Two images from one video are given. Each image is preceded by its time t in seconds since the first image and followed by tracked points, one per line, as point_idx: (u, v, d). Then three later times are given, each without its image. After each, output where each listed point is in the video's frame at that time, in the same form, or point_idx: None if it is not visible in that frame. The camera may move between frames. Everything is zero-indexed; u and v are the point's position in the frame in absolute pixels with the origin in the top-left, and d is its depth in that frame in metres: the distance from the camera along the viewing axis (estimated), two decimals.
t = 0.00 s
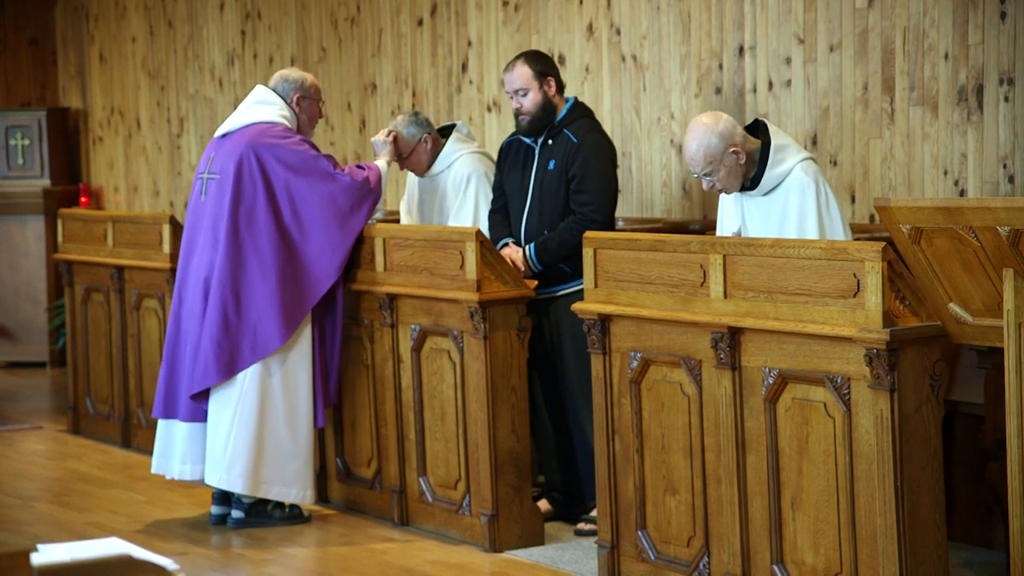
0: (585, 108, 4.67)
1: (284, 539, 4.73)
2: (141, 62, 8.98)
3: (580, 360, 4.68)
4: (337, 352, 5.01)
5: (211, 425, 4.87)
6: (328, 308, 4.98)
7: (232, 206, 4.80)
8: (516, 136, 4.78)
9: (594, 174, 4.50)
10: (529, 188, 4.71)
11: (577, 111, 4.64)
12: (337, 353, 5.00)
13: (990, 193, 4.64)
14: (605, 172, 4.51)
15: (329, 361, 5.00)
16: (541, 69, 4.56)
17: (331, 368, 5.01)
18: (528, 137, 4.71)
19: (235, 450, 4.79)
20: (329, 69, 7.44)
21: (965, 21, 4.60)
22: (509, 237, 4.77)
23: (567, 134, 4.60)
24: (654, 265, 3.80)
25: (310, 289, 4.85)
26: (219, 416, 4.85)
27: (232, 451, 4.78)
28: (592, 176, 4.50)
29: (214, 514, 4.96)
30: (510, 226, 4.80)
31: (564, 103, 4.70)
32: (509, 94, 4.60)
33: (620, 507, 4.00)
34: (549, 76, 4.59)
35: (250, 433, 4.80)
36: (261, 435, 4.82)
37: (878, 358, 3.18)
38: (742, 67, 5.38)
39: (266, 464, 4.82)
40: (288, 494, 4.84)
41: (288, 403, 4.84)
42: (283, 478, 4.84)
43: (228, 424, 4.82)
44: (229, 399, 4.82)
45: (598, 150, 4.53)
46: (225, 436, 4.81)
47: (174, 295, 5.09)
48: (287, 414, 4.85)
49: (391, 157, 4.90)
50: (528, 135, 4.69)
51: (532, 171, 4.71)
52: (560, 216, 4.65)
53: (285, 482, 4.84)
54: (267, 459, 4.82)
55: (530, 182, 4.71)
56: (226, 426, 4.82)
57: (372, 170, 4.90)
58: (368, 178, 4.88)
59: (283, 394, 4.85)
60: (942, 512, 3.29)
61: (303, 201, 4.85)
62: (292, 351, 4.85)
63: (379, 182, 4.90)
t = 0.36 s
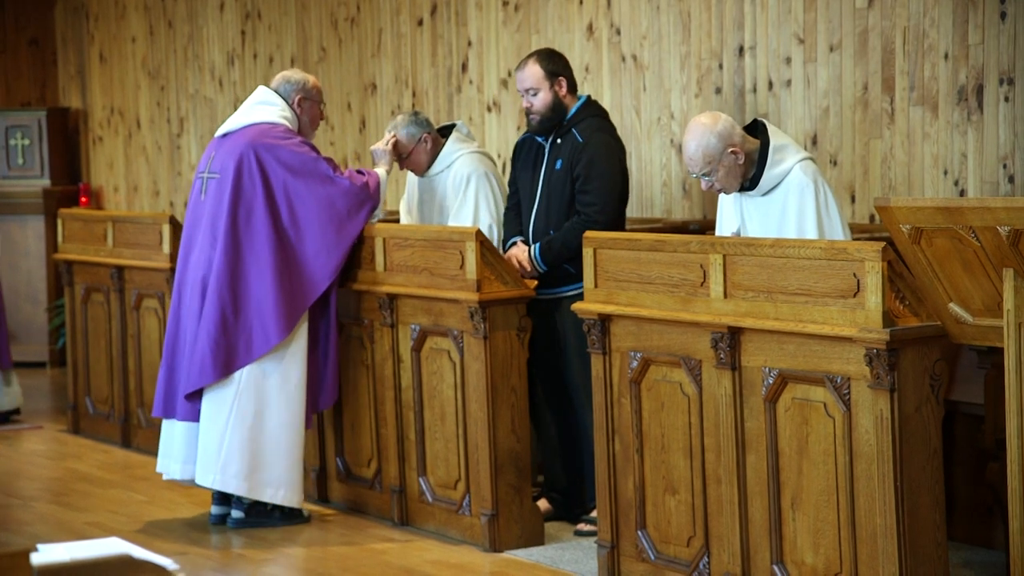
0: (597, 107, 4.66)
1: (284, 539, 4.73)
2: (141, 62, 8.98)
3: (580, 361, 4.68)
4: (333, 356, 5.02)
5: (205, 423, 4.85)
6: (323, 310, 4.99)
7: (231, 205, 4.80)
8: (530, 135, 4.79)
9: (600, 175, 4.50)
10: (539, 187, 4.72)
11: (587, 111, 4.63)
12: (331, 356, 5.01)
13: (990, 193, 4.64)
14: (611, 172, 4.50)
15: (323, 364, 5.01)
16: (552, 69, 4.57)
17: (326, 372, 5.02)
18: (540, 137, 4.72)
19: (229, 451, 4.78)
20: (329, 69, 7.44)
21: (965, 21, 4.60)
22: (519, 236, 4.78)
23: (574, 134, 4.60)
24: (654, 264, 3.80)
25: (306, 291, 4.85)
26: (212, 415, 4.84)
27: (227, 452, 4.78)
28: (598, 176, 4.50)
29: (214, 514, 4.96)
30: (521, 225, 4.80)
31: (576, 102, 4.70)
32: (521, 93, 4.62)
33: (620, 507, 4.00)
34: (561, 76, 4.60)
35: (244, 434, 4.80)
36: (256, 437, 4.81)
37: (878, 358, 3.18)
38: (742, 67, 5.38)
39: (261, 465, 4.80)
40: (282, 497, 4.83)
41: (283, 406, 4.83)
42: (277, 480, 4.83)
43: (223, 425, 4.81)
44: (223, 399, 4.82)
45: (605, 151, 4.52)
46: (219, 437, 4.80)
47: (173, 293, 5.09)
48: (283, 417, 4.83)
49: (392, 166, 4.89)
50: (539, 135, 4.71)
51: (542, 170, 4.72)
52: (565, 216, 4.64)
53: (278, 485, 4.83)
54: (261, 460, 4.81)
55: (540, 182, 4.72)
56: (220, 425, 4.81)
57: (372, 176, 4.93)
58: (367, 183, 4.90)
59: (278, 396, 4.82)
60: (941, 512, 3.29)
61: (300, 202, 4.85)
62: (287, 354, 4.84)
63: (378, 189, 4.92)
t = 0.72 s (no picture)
0: (595, 108, 4.66)
1: (284, 539, 4.73)
2: (141, 63, 8.98)
3: (580, 360, 4.68)
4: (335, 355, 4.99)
5: (205, 423, 4.85)
6: (325, 308, 4.98)
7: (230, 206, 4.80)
8: (529, 137, 4.80)
9: (598, 176, 4.49)
10: (538, 189, 4.73)
11: (584, 112, 4.63)
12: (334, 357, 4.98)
13: (990, 193, 4.64)
14: (608, 174, 4.50)
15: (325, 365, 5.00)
16: (547, 70, 4.57)
17: (327, 372, 5.00)
18: (538, 137, 4.72)
19: (230, 451, 4.79)
20: (329, 69, 7.44)
21: (965, 21, 4.60)
22: (522, 238, 4.78)
23: (572, 136, 4.60)
24: (654, 264, 3.80)
25: (307, 290, 4.85)
26: (212, 415, 4.83)
27: (227, 452, 4.79)
28: (596, 178, 4.49)
29: (214, 514, 4.96)
30: (523, 226, 4.81)
31: (573, 102, 4.69)
32: (518, 94, 4.62)
33: (621, 506, 4.00)
34: (557, 77, 4.60)
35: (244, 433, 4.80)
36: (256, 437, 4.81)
37: (878, 358, 3.18)
38: (742, 67, 5.38)
39: (262, 466, 4.80)
40: (284, 497, 4.84)
41: (283, 406, 4.83)
42: (279, 481, 4.84)
43: (223, 425, 4.81)
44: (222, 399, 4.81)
45: (602, 152, 4.52)
46: (219, 436, 4.81)
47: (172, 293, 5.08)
48: (283, 417, 4.83)
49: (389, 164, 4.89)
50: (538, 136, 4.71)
51: (541, 172, 4.72)
52: (565, 217, 4.64)
53: (281, 485, 4.84)
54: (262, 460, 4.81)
55: (540, 184, 4.72)
56: (220, 426, 4.81)
57: (371, 174, 4.94)
58: (366, 182, 4.90)
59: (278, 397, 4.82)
60: (941, 512, 3.29)
61: (301, 202, 4.85)
62: (287, 354, 4.84)
63: (377, 187, 4.93)
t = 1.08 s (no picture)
0: (588, 109, 4.65)
1: (284, 539, 4.73)
2: (141, 63, 8.98)
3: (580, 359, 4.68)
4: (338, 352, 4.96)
5: (205, 424, 4.84)
6: (327, 307, 4.97)
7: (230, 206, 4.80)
8: (524, 137, 4.79)
9: (592, 179, 4.49)
10: (532, 189, 4.73)
11: (578, 114, 4.63)
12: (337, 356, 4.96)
13: (990, 193, 4.64)
14: (601, 176, 4.50)
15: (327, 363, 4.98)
16: (542, 71, 4.57)
17: (330, 371, 4.97)
18: (533, 138, 4.72)
19: (231, 451, 4.79)
20: (329, 69, 7.44)
21: (965, 21, 4.60)
22: (515, 239, 4.78)
23: (566, 138, 4.60)
24: (655, 264, 3.80)
25: (307, 290, 4.84)
26: (213, 416, 4.83)
27: (228, 453, 4.78)
28: (589, 181, 4.49)
29: (214, 514, 4.96)
30: (517, 227, 4.81)
31: (568, 103, 4.69)
32: (512, 96, 4.61)
33: (621, 506, 4.00)
34: (551, 78, 4.60)
35: (245, 433, 4.80)
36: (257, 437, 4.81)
37: (878, 358, 3.18)
38: (742, 67, 5.38)
39: (263, 466, 4.80)
40: (285, 497, 4.84)
41: (283, 406, 4.83)
42: (280, 481, 4.83)
43: (224, 426, 4.80)
44: (223, 399, 4.81)
45: (596, 154, 4.52)
46: (220, 437, 4.80)
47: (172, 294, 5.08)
48: (284, 417, 4.83)
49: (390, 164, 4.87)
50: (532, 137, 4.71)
51: (535, 173, 4.72)
52: (559, 219, 4.65)
53: (283, 485, 4.83)
54: (263, 460, 4.81)
55: (534, 185, 4.72)
56: (221, 426, 4.81)
57: (371, 172, 4.93)
58: (367, 180, 4.90)
59: (278, 397, 4.82)
60: (941, 512, 3.29)
61: (301, 201, 4.86)
62: (288, 353, 4.84)
63: (378, 185, 4.92)
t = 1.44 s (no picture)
0: (586, 109, 4.66)
1: (285, 539, 4.73)
2: (141, 63, 8.99)
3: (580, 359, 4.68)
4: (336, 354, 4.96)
5: (205, 425, 4.84)
6: (327, 308, 4.96)
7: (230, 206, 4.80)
8: (522, 137, 4.79)
9: (591, 179, 4.49)
10: (531, 190, 4.73)
11: (576, 114, 4.63)
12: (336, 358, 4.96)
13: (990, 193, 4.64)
14: (600, 176, 4.50)
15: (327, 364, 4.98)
16: (541, 71, 4.56)
17: (330, 372, 4.98)
18: (532, 138, 4.72)
19: (232, 452, 4.79)
20: (329, 69, 7.44)
21: (965, 21, 4.60)
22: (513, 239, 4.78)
23: (565, 138, 4.60)
24: (655, 264, 3.80)
25: (308, 290, 4.84)
26: (213, 417, 4.83)
27: (228, 454, 4.78)
28: (587, 181, 4.49)
29: (214, 514, 4.96)
30: (516, 227, 4.81)
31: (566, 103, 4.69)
32: (511, 96, 4.61)
33: (621, 505, 4.00)
34: (550, 78, 4.59)
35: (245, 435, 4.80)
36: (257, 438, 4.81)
37: (878, 358, 3.18)
38: (742, 67, 5.38)
39: (263, 468, 4.81)
40: (285, 498, 4.84)
41: (283, 406, 4.83)
42: (280, 482, 4.84)
43: (224, 427, 4.80)
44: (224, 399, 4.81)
45: (595, 154, 4.52)
46: (220, 438, 4.80)
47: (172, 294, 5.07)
48: (284, 418, 4.83)
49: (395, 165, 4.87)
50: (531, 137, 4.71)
51: (534, 173, 4.72)
52: (559, 219, 4.65)
53: (282, 485, 4.84)
54: (263, 461, 4.81)
55: (532, 185, 4.72)
56: (221, 427, 4.81)
57: (373, 173, 4.93)
58: (368, 181, 4.90)
59: (279, 398, 4.82)
60: (941, 512, 3.29)
61: (302, 202, 4.86)
62: (288, 354, 4.84)
63: (380, 186, 4.92)
